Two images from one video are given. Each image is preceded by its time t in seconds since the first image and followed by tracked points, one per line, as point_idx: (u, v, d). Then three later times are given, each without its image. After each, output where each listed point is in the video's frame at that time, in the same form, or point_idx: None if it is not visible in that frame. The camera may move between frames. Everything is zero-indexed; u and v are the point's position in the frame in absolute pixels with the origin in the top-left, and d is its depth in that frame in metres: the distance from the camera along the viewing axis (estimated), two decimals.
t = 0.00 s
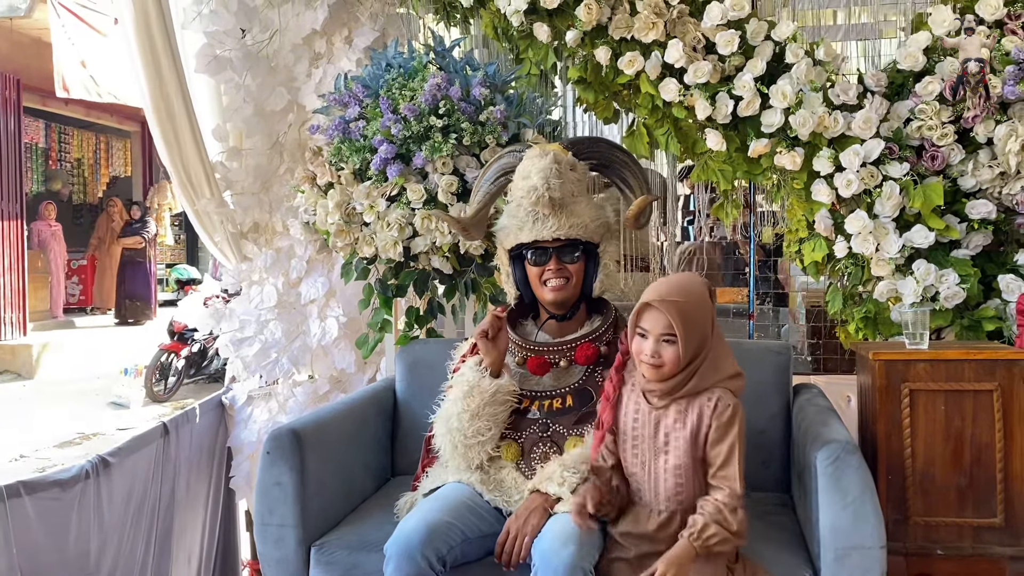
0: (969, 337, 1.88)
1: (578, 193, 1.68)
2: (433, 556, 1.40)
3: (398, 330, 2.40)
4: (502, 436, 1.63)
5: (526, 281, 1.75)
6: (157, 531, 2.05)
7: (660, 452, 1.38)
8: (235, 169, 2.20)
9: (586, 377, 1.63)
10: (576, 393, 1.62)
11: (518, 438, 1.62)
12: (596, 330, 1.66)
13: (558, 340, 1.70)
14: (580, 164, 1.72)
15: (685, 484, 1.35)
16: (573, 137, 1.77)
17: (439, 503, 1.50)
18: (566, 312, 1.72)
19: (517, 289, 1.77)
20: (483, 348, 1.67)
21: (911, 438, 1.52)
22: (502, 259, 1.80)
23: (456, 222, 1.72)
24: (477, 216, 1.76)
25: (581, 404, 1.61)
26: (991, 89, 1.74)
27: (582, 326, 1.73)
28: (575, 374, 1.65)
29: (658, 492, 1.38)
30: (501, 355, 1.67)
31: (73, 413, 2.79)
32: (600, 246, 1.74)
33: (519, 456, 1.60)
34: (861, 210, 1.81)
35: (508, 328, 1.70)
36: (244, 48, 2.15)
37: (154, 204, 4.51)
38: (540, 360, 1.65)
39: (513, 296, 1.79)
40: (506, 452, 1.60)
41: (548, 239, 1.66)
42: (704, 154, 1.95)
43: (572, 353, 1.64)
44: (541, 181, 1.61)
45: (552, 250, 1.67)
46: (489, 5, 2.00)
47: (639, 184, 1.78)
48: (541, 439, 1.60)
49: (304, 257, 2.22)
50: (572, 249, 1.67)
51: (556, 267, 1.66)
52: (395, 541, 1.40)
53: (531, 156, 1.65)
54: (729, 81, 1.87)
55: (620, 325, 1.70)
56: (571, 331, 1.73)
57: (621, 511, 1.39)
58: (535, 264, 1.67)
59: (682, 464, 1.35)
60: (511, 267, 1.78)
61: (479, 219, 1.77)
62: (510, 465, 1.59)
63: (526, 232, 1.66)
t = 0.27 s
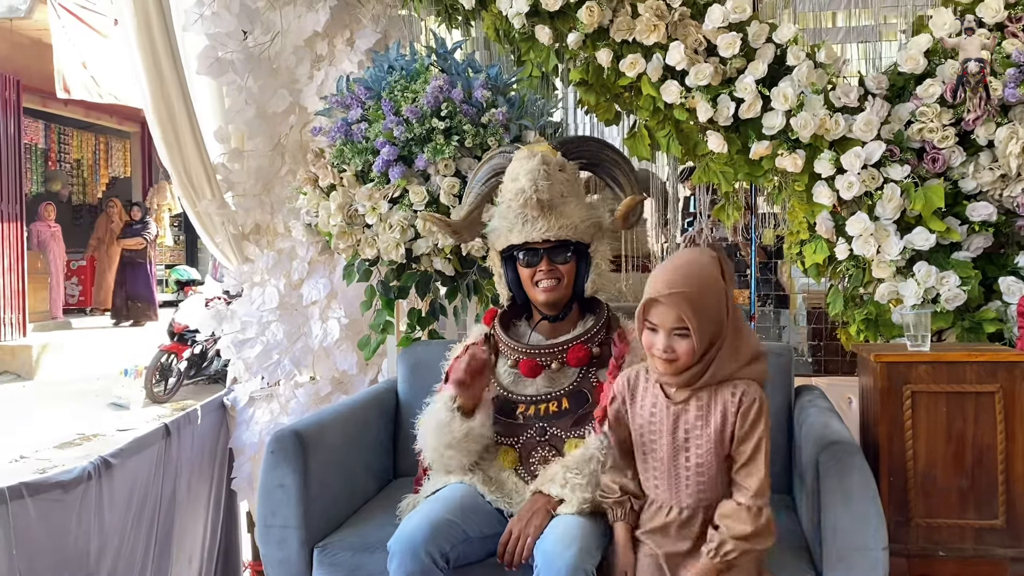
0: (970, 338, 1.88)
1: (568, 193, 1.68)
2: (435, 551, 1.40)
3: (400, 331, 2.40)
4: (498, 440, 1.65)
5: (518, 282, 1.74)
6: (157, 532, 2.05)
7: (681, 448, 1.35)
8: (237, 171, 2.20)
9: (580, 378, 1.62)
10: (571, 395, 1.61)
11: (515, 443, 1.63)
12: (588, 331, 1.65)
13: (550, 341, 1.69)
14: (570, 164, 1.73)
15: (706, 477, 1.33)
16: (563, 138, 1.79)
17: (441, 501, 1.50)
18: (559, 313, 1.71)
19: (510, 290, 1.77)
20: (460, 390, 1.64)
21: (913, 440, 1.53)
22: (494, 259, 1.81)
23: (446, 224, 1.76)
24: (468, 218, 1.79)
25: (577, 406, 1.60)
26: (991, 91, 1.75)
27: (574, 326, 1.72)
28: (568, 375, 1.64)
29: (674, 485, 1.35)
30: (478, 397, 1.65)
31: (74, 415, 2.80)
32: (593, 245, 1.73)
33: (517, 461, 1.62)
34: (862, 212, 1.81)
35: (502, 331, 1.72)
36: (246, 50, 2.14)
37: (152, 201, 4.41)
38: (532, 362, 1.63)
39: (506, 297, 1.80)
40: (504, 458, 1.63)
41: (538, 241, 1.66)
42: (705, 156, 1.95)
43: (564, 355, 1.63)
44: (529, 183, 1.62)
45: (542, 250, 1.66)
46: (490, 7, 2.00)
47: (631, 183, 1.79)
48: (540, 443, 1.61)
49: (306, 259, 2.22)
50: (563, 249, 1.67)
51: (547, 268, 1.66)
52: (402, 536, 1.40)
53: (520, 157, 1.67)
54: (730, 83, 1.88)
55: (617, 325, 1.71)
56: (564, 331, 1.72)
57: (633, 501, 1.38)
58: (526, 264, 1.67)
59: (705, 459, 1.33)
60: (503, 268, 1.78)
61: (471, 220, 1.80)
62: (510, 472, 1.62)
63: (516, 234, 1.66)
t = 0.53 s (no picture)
0: (967, 343, 1.88)
1: (554, 193, 1.69)
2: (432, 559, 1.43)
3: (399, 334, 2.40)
4: (484, 452, 1.62)
5: (500, 280, 1.76)
6: (156, 535, 2.06)
7: (688, 406, 1.27)
8: (236, 173, 2.20)
9: (563, 381, 1.64)
10: (555, 399, 1.62)
11: (502, 452, 1.61)
12: (568, 334, 1.67)
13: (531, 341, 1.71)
14: (557, 164, 1.73)
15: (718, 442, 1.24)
16: (551, 137, 1.79)
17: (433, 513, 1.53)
18: (540, 313, 1.73)
19: (492, 289, 1.78)
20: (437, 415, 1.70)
21: (909, 444, 1.53)
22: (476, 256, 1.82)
23: (430, 219, 1.71)
24: (452, 214, 1.75)
25: (561, 410, 1.61)
26: (988, 97, 1.75)
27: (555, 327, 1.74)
28: (548, 378, 1.66)
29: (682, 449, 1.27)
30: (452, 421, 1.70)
31: (73, 417, 2.80)
32: (577, 247, 1.75)
33: (506, 472, 1.60)
34: (860, 217, 1.82)
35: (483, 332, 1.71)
36: (246, 53, 2.15)
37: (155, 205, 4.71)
38: (509, 362, 1.65)
39: (488, 295, 1.81)
40: (491, 469, 1.60)
41: (522, 239, 1.66)
42: (703, 160, 1.96)
43: (542, 356, 1.65)
44: (515, 181, 1.62)
45: (526, 249, 1.67)
46: (489, 11, 2.01)
47: (617, 185, 1.79)
48: (526, 450, 1.59)
49: (304, 261, 2.23)
50: (546, 249, 1.67)
51: (529, 267, 1.66)
52: (402, 539, 1.44)
53: (507, 155, 1.66)
54: (728, 87, 1.88)
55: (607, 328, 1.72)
56: (544, 332, 1.75)
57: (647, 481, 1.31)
58: (509, 263, 1.68)
59: (714, 417, 1.24)
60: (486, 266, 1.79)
61: (455, 216, 1.76)
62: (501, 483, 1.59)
63: (499, 231, 1.67)
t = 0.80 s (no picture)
0: (965, 344, 1.89)
1: (535, 186, 1.68)
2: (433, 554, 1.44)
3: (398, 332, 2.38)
4: (479, 449, 1.62)
5: (481, 275, 1.76)
6: (154, 534, 2.06)
7: (698, 394, 1.27)
8: (235, 173, 2.20)
9: (552, 378, 1.64)
10: (547, 397, 1.62)
11: (495, 451, 1.61)
12: (551, 329, 1.67)
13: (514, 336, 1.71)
14: (539, 157, 1.73)
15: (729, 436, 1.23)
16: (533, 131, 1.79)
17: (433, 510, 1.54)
18: (523, 309, 1.74)
19: (474, 285, 1.79)
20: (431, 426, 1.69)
21: (906, 445, 1.54)
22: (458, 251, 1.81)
23: (410, 212, 1.73)
24: (433, 208, 1.76)
25: (553, 407, 1.62)
26: (985, 98, 1.76)
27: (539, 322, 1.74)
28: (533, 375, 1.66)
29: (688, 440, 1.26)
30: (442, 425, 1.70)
31: (72, 416, 2.81)
32: (558, 241, 1.74)
33: (500, 470, 1.60)
34: (857, 218, 1.83)
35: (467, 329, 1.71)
36: (246, 52, 2.16)
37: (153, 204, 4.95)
38: (491, 358, 1.66)
39: (470, 291, 1.81)
40: (485, 467, 1.60)
41: (503, 233, 1.66)
42: (701, 160, 1.97)
43: (523, 352, 1.65)
44: (494, 175, 1.62)
45: (507, 244, 1.68)
46: (489, 12, 2.01)
47: (599, 178, 1.79)
48: (519, 449, 1.60)
49: (304, 261, 2.22)
50: (527, 243, 1.68)
51: (511, 261, 1.67)
52: (401, 537, 1.45)
53: (487, 148, 1.67)
54: (727, 88, 1.89)
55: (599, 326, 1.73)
56: (525, 328, 1.75)
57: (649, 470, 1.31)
58: (490, 258, 1.68)
59: (725, 406, 1.24)
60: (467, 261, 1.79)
61: (435, 211, 1.77)
62: (492, 481, 1.60)
63: (480, 226, 1.67)
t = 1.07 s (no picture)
0: (968, 343, 1.89)
1: (524, 173, 1.69)
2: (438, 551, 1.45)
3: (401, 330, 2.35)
4: (475, 444, 1.62)
5: (471, 266, 1.74)
6: (159, 531, 2.06)
7: (684, 417, 1.23)
8: (240, 171, 2.22)
9: (550, 374, 1.64)
10: (544, 393, 1.62)
11: (491, 447, 1.61)
12: (543, 318, 1.67)
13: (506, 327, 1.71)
14: (527, 144, 1.73)
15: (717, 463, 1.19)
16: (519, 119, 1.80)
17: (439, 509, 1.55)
18: (514, 300, 1.73)
19: (463, 277, 1.77)
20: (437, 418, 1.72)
21: (910, 443, 1.54)
22: (446, 243, 1.81)
23: (396, 204, 1.74)
24: (420, 198, 1.78)
25: (551, 403, 1.62)
26: (990, 98, 1.76)
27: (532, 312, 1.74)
28: (528, 368, 1.66)
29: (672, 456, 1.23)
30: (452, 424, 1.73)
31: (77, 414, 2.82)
32: (548, 229, 1.75)
33: (496, 466, 1.61)
34: (862, 217, 1.83)
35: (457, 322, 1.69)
36: (251, 51, 2.15)
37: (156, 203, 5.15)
38: (483, 350, 1.64)
39: (460, 283, 1.80)
40: (482, 464, 1.61)
41: (493, 223, 1.66)
42: (706, 159, 1.97)
43: (517, 341, 1.65)
44: (482, 162, 1.63)
45: (497, 234, 1.67)
46: (494, 10, 2.02)
47: (588, 165, 1.79)
48: (517, 445, 1.60)
49: (308, 259, 2.23)
50: (518, 233, 1.68)
51: (502, 252, 1.66)
52: (407, 537, 1.44)
53: (474, 136, 1.68)
54: (731, 87, 1.89)
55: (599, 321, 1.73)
56: (517, 320, 1.76)
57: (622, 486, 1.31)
58: (481, 249, 1.67)
59: (715, 432, 1.20)
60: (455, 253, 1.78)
61: (422, 201, 1.79)
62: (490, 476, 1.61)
63: (469, 215, 1.66)
